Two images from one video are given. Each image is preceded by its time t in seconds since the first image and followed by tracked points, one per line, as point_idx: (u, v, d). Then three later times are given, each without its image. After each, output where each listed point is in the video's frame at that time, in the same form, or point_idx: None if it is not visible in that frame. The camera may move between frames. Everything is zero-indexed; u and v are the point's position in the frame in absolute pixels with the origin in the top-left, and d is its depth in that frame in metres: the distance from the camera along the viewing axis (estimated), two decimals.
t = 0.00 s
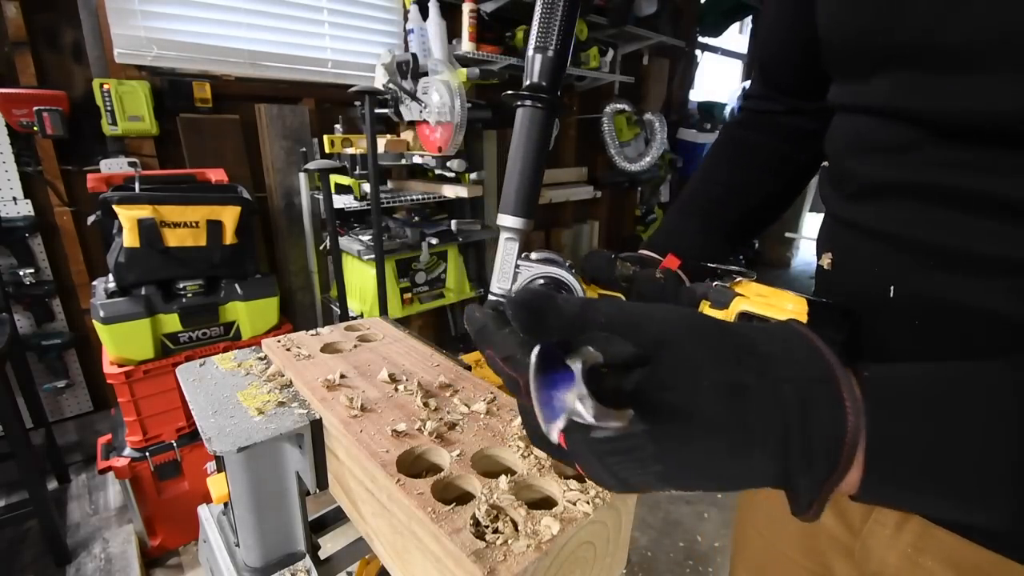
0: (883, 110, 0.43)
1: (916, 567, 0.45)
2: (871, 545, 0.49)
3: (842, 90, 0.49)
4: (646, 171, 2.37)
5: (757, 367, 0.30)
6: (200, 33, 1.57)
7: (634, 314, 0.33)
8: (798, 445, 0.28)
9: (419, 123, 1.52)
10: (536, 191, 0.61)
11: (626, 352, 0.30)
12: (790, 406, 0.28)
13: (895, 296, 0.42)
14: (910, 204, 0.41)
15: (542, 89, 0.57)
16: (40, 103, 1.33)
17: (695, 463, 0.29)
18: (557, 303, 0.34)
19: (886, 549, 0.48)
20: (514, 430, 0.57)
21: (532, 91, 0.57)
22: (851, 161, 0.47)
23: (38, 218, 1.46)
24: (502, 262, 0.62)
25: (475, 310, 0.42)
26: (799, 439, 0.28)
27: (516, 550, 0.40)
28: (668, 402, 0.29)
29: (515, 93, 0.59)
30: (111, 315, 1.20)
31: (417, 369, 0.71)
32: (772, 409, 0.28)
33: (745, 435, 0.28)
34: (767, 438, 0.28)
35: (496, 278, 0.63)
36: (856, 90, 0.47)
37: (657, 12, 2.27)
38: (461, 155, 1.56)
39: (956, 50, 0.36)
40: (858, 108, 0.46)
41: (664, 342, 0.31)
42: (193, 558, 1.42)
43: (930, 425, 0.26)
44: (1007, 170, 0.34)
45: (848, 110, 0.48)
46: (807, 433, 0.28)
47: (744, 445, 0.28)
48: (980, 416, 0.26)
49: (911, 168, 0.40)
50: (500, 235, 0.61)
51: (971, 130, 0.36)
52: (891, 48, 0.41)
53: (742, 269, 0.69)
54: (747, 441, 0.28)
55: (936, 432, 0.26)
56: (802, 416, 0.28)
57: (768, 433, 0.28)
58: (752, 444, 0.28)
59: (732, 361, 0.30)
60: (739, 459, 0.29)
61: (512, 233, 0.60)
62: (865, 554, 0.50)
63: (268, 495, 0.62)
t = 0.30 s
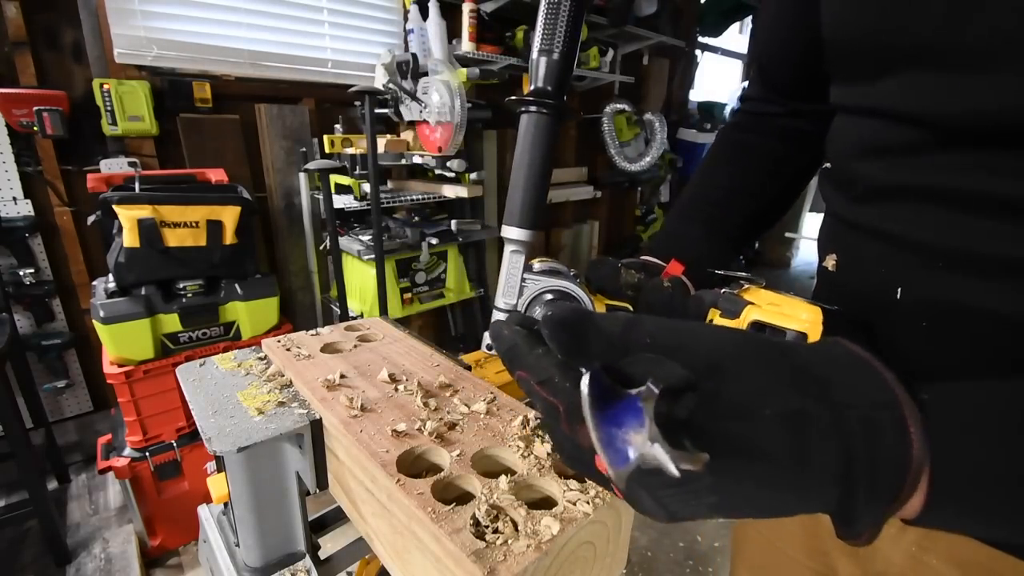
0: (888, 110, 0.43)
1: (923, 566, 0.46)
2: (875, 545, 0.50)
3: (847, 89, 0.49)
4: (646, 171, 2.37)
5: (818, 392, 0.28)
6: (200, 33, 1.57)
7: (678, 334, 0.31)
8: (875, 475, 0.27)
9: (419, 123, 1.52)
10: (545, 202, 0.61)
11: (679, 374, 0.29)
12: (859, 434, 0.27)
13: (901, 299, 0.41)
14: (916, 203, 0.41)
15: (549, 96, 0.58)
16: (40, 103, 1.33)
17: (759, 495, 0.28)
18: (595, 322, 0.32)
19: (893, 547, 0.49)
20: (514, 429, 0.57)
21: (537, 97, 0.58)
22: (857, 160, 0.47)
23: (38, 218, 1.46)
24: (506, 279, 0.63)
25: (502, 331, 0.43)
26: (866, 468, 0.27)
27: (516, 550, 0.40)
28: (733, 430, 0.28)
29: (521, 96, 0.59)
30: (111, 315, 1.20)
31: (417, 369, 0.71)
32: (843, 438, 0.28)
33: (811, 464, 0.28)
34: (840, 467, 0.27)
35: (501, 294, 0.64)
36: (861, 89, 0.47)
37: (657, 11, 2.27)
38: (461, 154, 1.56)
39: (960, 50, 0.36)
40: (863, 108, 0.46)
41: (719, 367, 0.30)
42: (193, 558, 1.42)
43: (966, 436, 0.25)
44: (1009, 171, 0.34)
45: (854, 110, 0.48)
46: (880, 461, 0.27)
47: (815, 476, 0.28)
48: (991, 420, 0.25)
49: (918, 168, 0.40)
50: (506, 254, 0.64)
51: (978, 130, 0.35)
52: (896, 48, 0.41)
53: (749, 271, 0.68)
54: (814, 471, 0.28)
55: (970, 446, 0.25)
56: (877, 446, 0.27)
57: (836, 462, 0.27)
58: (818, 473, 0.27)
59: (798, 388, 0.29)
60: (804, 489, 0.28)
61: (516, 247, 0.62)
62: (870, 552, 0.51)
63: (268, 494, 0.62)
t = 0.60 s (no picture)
0: (888, 109, 0.43)
1: (928, 564, 0.47)
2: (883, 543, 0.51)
3: (848, 89, 0.49)
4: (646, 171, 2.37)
5: (812, 382, 0.28)
6: (200, 33, 1.57)
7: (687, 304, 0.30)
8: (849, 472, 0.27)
9: (419, 123, 1.52)
10: (547, 197, 0.74)
11: (674, 339, 0.29)
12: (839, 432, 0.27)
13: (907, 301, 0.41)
14: (922, 203, 0.41)
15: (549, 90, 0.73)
16: (40, 103, 1.33)
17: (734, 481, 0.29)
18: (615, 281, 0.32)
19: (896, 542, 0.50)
20: (514, 430, 0.57)
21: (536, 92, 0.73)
22: (860, 160, 0.47)
23: (38, 218, 1.46)
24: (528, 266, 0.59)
25: (523, 268, 0.41)
26: (842, 460, 0.27)
27: (516, 551, 0.40)
28: (716, 404, 0.28)
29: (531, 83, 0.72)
30: (111, 315, 1.20)
31: (417, 369, 0.71)
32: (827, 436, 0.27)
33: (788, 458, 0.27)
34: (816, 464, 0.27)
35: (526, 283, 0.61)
36: (863, 89, 0.47)
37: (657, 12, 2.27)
38: (461, 154, 1.56)
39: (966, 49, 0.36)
40: (865, 107, 0.46)
41: (720, 342, 0.29)
42: (193, 558, 1.42)
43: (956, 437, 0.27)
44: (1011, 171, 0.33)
45: (855, 109, 0.48)
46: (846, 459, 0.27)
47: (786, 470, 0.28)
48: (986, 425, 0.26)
49: (921, 168, 0.40)
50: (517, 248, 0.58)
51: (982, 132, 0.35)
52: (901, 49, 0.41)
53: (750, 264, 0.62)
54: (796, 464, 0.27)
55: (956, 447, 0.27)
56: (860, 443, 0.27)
57: (815, 453, 0.27)
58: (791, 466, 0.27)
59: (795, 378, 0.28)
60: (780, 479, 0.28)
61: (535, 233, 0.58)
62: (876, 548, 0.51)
63: (267, 494, 0.62)
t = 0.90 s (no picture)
0: (884, 117, 0.43)
1: (940, 566, 0.46)
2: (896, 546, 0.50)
3: (845, 95, 0.49)
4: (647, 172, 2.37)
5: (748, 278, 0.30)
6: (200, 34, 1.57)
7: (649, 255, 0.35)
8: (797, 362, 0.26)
9: (419, 123, 1.52)
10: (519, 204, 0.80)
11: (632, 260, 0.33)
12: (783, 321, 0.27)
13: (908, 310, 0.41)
14: (919, 211, 0.41)
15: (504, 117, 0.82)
16: (39, 103, 1.33)
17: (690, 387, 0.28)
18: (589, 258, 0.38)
19: (908, 546, 0.49)
20: (513, 430, 0.57)
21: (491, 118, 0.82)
22: (857, 167, 0.47)
23: (38, 218, 1.46)
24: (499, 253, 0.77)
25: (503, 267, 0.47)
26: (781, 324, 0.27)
27: (516, 551, 0.40)
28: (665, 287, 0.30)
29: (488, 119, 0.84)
30: (111, 316, 1.20)
31: (416, 369, 0.71)
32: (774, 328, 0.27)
33: (738, 350, 0.27)
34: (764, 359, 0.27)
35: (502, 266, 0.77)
36: (860, 95, 0.47)
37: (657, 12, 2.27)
38: (461, 154, 1.56)
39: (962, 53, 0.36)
40: (861, 115, 0.46)
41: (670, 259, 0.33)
42: (193, 558, 1.42)
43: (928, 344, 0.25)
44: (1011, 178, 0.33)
45: (851, 117, 0.48)
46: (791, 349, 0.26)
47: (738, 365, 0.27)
48: (993, 365, 0.23)
49: (918, 176, 0.40)
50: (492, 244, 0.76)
51: (979, 139, 0.35)
52: (898, 55, 0.41)
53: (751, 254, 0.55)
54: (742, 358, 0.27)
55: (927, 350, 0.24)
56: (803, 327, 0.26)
57: (755, 322, 0.27)
58: (743, 365, 0.27)
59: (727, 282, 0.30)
60: (735, 382, 0.27)
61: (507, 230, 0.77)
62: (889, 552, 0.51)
63: (267, 493, 0.62)
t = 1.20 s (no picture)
0: (871, 119, 0.43)
1: (936, 565, 0.46)
2: (891, 545, 0.50)
3: (833, 98, 0.49)
4: (647, 171, 2.37)
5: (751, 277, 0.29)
6: (200, 33, 1.57)
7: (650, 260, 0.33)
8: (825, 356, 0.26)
9: (419, 123, 1.52)
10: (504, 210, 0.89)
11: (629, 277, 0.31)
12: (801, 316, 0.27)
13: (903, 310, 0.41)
14: (904, 212, 0.41)
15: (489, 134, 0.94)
16: (39, 103, 1.33)
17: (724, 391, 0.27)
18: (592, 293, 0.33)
19: (902, 544, 0.49)
20: (514, 430, 0.57)
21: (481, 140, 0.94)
22: (844, 169, 0.47)
23: (38, 218, 1.46)
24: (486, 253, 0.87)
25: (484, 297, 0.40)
26: (806, 325, 0.27)
27: (515, 551, 0.40)
28: (685, 299, 0.28)
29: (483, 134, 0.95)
30: (111, 316, 1.20)
31: (416, 369, 0.71)
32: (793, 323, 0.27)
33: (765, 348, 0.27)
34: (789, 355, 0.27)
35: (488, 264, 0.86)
36: (847, 98, 0.47)
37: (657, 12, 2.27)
38: (461, 154, 1.56)
39: (953, 55, 0.36)
40: (847, 118, 0.46)
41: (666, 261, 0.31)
42: (193, 558, 1.42)
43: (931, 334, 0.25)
44: (994, 180, 0.34)
45: (838, 120, 0.48)
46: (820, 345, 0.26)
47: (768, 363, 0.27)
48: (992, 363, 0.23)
49: (902, 177, 0.40)
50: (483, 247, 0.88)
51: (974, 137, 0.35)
52: (888, 57, 0.41)
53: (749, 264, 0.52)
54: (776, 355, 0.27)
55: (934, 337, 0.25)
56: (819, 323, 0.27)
57: (777, 322, 0.27)
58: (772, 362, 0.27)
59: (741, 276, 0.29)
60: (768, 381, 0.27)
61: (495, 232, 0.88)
62: (883, 553, 0.51)
63: (268, 493, 0.62)
